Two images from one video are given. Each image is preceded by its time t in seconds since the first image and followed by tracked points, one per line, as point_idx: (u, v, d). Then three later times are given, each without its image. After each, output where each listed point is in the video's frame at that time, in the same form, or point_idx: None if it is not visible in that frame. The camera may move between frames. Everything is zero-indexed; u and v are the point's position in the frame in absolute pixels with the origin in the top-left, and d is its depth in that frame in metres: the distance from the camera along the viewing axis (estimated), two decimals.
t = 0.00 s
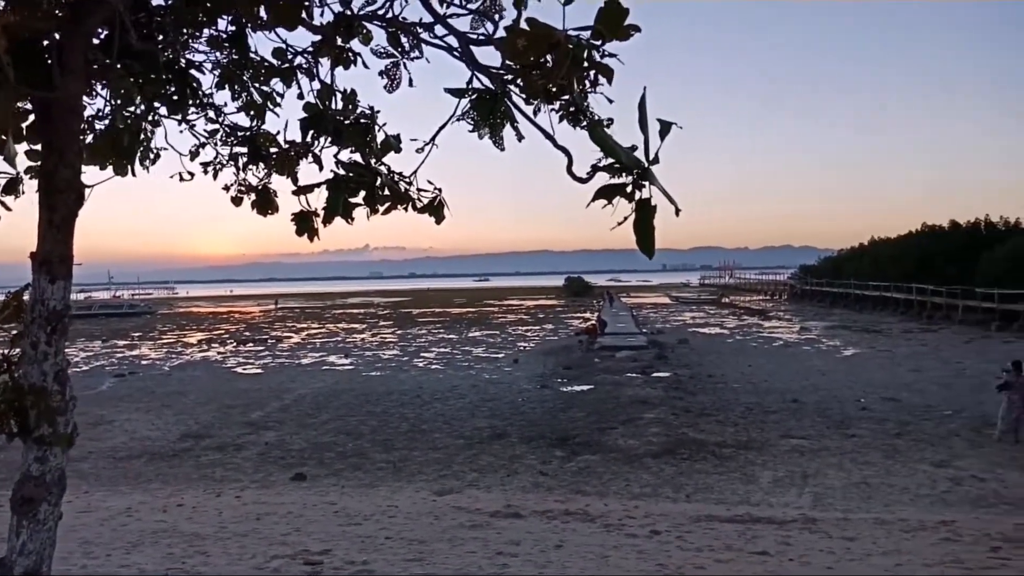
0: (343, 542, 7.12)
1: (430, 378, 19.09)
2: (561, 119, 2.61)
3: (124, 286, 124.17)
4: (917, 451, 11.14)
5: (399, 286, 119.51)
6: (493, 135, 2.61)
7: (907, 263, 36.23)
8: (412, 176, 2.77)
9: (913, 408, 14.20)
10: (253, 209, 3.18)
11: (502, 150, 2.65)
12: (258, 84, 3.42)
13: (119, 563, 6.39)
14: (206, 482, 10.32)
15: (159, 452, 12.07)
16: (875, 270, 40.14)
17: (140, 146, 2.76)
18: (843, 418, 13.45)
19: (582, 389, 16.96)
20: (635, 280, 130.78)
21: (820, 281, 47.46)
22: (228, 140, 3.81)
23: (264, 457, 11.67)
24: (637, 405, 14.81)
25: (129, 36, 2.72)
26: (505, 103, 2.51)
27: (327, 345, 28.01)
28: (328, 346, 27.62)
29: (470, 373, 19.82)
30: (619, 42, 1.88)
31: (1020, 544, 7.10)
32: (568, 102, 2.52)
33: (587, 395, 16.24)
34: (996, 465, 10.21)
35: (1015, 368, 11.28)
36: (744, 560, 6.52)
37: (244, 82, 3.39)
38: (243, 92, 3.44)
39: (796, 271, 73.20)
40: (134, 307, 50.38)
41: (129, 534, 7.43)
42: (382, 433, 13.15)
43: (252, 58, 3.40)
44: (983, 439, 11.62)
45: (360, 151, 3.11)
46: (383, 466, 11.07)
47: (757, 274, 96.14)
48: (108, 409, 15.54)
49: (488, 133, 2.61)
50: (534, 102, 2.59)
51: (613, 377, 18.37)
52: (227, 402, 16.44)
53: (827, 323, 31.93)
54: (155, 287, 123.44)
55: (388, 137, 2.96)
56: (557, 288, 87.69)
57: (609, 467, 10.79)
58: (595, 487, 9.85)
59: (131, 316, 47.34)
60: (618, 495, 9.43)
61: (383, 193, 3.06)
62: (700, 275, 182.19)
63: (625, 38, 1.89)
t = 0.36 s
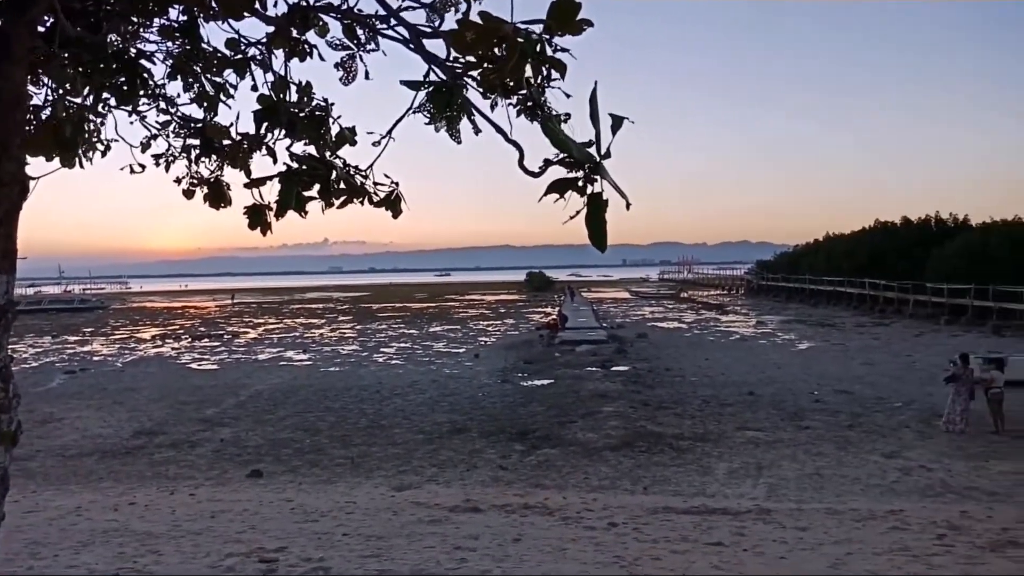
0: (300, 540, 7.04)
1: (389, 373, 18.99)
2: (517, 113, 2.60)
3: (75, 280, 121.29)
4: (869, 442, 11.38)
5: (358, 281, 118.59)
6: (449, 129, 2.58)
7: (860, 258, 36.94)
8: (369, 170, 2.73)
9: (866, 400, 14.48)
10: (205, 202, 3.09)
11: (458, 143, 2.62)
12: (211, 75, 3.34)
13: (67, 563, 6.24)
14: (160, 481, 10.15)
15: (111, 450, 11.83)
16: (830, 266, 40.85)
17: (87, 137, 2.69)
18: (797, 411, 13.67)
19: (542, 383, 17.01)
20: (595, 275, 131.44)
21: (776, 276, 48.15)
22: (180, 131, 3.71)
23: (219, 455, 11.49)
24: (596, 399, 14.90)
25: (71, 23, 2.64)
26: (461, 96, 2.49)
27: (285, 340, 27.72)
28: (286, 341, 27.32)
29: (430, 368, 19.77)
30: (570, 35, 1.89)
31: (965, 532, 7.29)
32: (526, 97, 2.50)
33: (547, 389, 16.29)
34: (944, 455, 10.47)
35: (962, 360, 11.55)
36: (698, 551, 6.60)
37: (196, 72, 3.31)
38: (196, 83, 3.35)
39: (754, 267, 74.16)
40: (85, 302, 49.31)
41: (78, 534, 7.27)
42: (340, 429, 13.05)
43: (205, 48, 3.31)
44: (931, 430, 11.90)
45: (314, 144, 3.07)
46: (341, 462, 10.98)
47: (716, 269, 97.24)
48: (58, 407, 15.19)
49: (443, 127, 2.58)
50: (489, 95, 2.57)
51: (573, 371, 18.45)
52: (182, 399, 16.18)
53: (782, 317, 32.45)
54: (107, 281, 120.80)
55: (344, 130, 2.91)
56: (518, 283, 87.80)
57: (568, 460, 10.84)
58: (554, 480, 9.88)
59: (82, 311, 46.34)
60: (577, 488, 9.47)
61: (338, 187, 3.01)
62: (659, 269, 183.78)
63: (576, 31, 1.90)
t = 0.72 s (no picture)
0: (250, 542, 6.94)
1: (343, 373, 18.81)
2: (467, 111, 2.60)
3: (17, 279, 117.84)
4: (817, 438, 11.60)
5: (312, 279, 117.28)
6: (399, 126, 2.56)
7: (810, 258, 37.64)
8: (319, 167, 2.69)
9: (815, 397, 14.75)
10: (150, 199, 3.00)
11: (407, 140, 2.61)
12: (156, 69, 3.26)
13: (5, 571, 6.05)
14: (105, 484, 9.92)
15: (54, 453, 11.52)
16: (781, 266, 41.55)
17: (21, 130, 2.60)
18: (748, 408, 13.88)
19: (498, 382, 17.00)
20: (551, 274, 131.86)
21: (729, 275, 48.82)
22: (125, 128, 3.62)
23: (168, 457, 11.27)
24: (551, 397, 14.94)
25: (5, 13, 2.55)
26: (411, 94, 2.47)
27: (237, 340, 27.28)
28: (238, 341, 26.89)
29: (386, 367, 19.63)
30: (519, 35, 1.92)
31: (907, 524, 7.48)
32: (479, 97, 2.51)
33: (502, 388, 16.29)
34: (888, 450, 10.72)
35: (906, 357, 11.84)
36: (650, 547, 6.66)
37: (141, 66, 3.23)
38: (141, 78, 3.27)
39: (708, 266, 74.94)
40: (28, 301, 47.94)
41: (18, 540, 7.06)
42: (292, 430, 12.89)
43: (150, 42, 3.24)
44: (876, 426, 12.18)
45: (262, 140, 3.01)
46: (293, 463, 10.84)
47: (671, 268, 98.22)
48: None
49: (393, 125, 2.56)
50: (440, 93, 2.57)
51: (529, 370, 18.48)
52: (130, 400, 15.82)
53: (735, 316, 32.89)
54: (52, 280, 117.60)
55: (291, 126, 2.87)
56: (474, 281, 87.66)
57: (523, 459, 10.85)
58: (509, 479, 9.89)
59: (25, 311, 45.04)
60: (532, 486, 9.49)
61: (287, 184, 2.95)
62: (614, 268, 184.97)
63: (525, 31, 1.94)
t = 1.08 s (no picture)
0: (197, 544, 6.81)
1: (295, 372, 18.57)
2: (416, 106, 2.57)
3: None
4: (765, 432, 11.81)
5: (262, 277, 115.52)
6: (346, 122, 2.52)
7: (760, 256, 38.23)
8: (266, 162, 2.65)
9: (763, 392, 15.00)
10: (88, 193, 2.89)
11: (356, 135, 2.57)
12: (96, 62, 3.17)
13: None
14: (46, 487, 9.64)
15: None
16: (731, 264, 42.15)
17: None
18: (699, 403, 14.07)
19: (452, 379, 16.95)
20: (505, 271, 131.94)
21: (680, 273, 49.36)
22: (65, 121, 3.50)
23: (112, 459, 11.00)
24: (505, 394, 14.94)
25: None
26: (359, 88, 2.43)
27: (186, 339, 26.75)
28: (186, 340, 26.37)
29: (338, 365, 19.43)
30: (463, 29, 1.92)
31: (852, 516, 7.65)
32: (428, 92, 2.49)
33: (456, 386, 16.25)
34: (833, 444, 10.95)
35: (850, 353, 12.11)
36: (601, 543, 6.71)
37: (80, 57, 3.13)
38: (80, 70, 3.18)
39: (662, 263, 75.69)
40: None
41: None
42: (242, 430, 12.69)
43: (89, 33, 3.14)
44: (822, 420, 12.43)
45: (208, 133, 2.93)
46: (243, 464, 10.68)
47: (624, 266, 99.01)
48: None
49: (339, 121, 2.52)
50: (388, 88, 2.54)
51: (484, 367, 18.46)
52: (72, 401, 15.40)
53: (686, 313, 33.29)
54: None
55: (237, 120, 2.81)
56: (428, 279, 87.28)
57: (476, 456, 10.84)
58: (462, 477, 9.87)
59: None
60: (485, 484, 9.48)
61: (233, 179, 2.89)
62: (568, 266, 185.81)
63: (468, 26, 1.94)
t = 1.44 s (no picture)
0: (146, 554, 6.66)
1: (248, 377, 18.29)
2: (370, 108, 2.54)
3: None
4: (719, 433, 11.94)
5: (216, 281, 113.68)
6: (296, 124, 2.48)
7: (714, 259, 38.71)
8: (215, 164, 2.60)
9: (718, 393, 15.17)
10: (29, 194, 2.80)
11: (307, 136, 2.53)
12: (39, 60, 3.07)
13: None
14: None
15: None
16: (687, 268, 42.59)
17: None
18: (655, 405, 14.18)
19: (409, 384, 16.86)
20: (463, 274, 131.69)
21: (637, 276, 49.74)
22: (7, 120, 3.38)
23: (57, 467, 10.70)
24: (463, 398, 14.90)
25: None
26: (309, 90, 2.39)
27: (136, 344, 26.18)
28: (137, 345, 25.81)
29: (293, 370, 19.19)
30: (412, 32, 1.91)
31: (802, 515, 7.76)
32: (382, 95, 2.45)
33: (413, 390, 16.15)
34: (786, 444, 11.12)
35: (801, 355, 12.31)
36: (557, 546, 6.72)
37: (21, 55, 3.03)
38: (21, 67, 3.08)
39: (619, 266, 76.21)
40: None
41: None
42: (193, 437, 12.45)
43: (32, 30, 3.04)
44: (775, 421, 12.61)
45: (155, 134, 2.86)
46: (194, 471, 10.48)
47: (582, 269, 99.50)
48: None
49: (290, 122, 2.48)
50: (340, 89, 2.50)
51: (441, 371, 18.37)
52: (16, 409, 14.96)
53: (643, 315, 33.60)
54: None
55: (185, 121, 2.75)
56: (385, 282, 86.69)
57: (433, 461, 10.78)
58: (418, 481, 9.81)
59: None
60: (442, 489, 9.43)
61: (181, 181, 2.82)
62: (526, 270, 186.19)
63: (418, 29, 1.92)
